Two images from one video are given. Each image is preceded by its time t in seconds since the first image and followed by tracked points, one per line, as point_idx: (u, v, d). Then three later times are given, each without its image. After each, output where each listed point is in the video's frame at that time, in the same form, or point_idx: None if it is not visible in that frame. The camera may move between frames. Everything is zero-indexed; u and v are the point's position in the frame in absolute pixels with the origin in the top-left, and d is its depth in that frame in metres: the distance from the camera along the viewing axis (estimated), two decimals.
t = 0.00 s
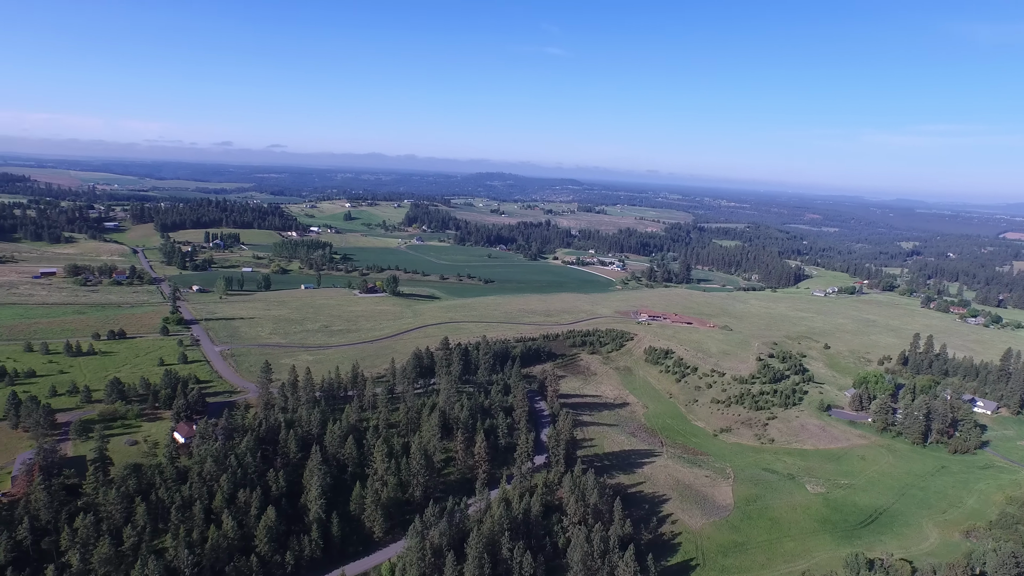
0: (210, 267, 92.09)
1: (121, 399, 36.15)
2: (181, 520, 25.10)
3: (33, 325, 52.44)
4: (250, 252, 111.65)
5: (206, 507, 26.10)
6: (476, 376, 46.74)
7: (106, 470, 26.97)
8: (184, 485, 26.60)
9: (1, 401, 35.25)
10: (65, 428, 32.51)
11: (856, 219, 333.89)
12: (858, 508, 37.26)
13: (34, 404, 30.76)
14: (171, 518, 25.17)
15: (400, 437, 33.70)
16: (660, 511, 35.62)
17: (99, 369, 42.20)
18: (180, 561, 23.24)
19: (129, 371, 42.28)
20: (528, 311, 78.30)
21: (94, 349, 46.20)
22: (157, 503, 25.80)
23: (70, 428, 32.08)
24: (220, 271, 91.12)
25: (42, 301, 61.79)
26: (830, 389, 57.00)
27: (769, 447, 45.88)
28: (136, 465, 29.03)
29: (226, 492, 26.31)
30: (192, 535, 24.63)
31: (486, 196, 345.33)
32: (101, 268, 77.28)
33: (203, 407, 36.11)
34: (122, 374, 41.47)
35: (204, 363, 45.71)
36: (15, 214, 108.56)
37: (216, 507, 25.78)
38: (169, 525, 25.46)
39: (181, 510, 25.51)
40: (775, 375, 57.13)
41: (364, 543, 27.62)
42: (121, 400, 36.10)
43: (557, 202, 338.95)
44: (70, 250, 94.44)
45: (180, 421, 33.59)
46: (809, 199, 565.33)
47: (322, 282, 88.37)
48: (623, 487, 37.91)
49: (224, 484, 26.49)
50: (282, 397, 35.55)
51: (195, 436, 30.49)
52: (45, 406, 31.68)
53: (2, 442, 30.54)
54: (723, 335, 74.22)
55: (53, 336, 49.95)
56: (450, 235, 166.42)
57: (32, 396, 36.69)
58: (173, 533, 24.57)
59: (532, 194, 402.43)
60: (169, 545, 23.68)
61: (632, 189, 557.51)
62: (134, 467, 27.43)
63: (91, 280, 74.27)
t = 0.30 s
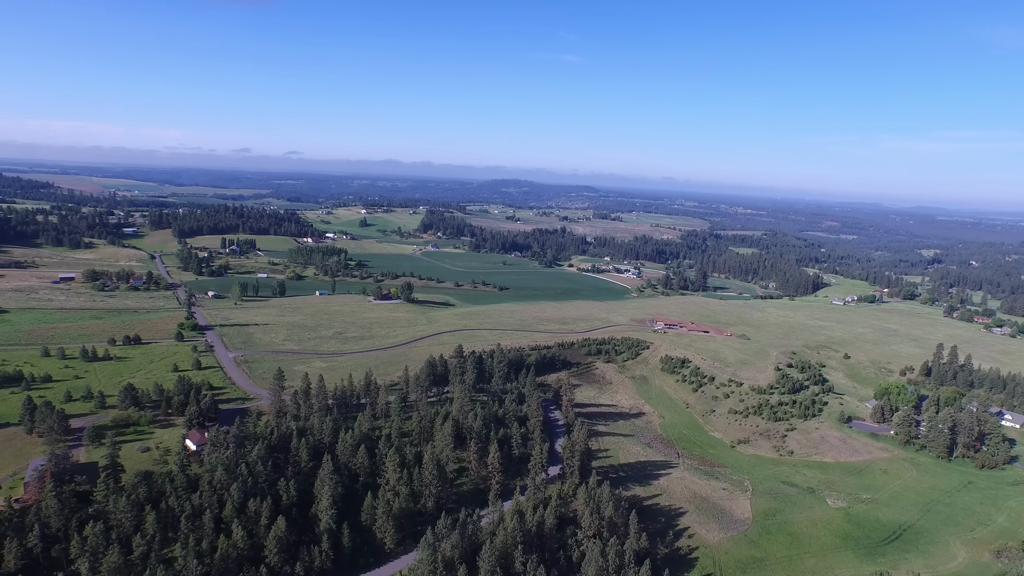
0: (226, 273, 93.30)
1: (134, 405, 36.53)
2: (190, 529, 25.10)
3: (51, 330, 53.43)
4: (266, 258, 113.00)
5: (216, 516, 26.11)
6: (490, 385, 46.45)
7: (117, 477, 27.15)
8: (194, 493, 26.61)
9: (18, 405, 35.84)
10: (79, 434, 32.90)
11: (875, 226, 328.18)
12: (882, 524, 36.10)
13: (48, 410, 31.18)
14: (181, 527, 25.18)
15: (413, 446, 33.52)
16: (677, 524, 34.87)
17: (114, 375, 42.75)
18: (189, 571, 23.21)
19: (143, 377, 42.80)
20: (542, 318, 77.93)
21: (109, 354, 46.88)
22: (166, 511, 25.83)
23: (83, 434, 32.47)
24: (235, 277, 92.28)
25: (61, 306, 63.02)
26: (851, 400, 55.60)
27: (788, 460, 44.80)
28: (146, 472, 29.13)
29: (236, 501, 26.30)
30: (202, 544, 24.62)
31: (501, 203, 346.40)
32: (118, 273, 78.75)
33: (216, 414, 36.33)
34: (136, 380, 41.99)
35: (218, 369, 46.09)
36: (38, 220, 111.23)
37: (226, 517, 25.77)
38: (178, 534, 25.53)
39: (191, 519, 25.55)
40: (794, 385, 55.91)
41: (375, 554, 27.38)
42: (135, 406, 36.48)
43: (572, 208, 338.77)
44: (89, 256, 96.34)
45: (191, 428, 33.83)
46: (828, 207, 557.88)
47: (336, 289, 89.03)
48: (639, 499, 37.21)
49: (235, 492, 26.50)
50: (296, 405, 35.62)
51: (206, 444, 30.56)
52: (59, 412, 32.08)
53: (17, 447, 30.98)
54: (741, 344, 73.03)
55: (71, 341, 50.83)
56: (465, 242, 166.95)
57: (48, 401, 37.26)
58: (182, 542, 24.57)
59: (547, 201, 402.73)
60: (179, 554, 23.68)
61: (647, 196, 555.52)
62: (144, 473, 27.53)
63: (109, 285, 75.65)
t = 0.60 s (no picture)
0: (239, 278, 94.26)
1: (144, 410, 36.75)
2: (196, 538, 25.02)
3: (65, 333, 54.17)
4: (279, 262, 114.03)
5: (222, 524, 26.05)
6: (501, 393, 46.17)
7: (125, 483, 27.19)
8: (201, 501, 26.56)
9: (30, 409, 36.24)
10: (89, 438, 33.13)
11: (892, 235, 323.13)
12: (903, 541, 35.04)
13: (58, 414, 31.43)
14: (187, 535, 25.09)
15: (423, 455, 33.34)
16: (691, 538, 34.19)
17: (125, 379, 43.16)
18: None
19: (153, 382, 43.08)
20: (555, 326, 77.52)
21: (121, 358, 47.36)
22: (172, 519, 25.76)
23: (93, 439, 32.65)
24: (248, 281, 93.17)
25: (76, 309, 63.92)
26: (869, 412, 54.34)
27: (805, 473, 43.79)
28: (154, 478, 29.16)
29: (243, 510, 26.25)
30: (207, 553, 24.54)
31: (514, 209, 347.07)
32: (132, 277, 79.82)
33: (225, 419, 36.48)
34: (146, 384, 42.30)
35: (228, 374, 46.37)
36: (56, 223, 113.35)
37: (233, 526, 25.70)
38: (184, 542, 25.46)
39: (197, 528, 25.49)
40: (810, 396, 54.80)
41: (383, 565, 27.12)
42: (144, 411, 36.71)
43: (585, 215, 338.25)
44: (105, 259, 97.87)
45: (200, 434, 34.01)
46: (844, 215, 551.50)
47: (348, 294, 89.50)
48: (652, 511, 36.56)
49: (242, 501, 26.45)
50: (305, 412, 35.62)
51: (213, 450, 30.54)
52: (69, 416, 32.33)
53: (28, 451, 31.27)
54: (756, 354, 71.88)
55: (84, 344, 51.47)
56: (478, 248, 167.32)
57: (59, 405, 37.62)
58: (188, 550, 24.49)
59: (560, 207, 402.63)
60: (185, 563, 23.59)
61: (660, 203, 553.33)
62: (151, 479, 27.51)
63: (123, 288, 76.68)
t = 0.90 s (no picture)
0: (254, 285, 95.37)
1: (156, 418, 37.02)
2: (206, 550, 24.96)
3: (82, 340, 55.05)
4: (294, 270, 115.17)
5: (232, 536, 25.97)
6: (515, 403, 45.78)
7: (135, 493, 27.24)
8: (211, 512, 26.53)
9: (44, 416, 36.73)
10: (100, 446, 33.43)
11: (911, 242, 317.47)
12: (930, 558, 33.78)
13: (71, 422, 31.78)
14: (196, 547, 25.02)
15: (435, 467, 33.06)
16: (708, 553, 33.34)
17: (138, 387, 43.58)
18: None
19: (166, 390, 43.45)
20: (569, 334, 77.00)
21: (134, 365, 47.94)
22: (181, 530, 25.69)
23: (104, 447, 32.90)
24: (262, 288, 94.21)
25: (93, 316, 65.02)
26: (891, 423, 52.84)
27: (826, 486, 42.60)
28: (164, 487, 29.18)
29: (253, 521, 26.17)
30: (216, 566, 24.45)
31: (527, 216, 347.76)
32: (148, 284, 81.13)
33: (236, 428, 36.57)
34: (158, 392, 42.69)
35: (241, 382, 46.62)
36: (76, 231, 115.85)
37: (242, 537, 25.63)
38: (192, 554, 25.39)
39: (206, 539, 25.42)
40: (831, 407, 53.47)
41: None
42: (156, 419, 36.98)
43: (599, 222, 337.32)
44: (123, 266, 99.62)
45: (212, 443, 34.10)
46: (862, 222, 543.22)
47: (362, 301, 89.99)
48: (668, 525, 35.78)
49: (252, 512, 26.38)
50: (318, 421, 35.56)
51: (224, 460, 30.51)
52: (81, 424, 32.65)
53: (41, 460, 31.64)
54: (773, 363, 70.51)
55: (99, 351, 52.25)
56: (492, 255, 167.54)
57: (73, 413, 38.09)
58: (197, 562, 24.43)
59: (574, 214, 402.27)
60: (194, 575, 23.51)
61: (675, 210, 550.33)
62: (161, 490, 27.50)
63: (139, 295, 77.93)
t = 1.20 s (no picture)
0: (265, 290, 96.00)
1: (163, 424, 37.14)
2: (210, 560, 24.83)
3: (92, 345, 55.64)
4: (304, 276, 115.82)
5: (237, 546, 25.85)
6: (526, 412, 45.37)
7: (140, 501, 27.28)
8: (216, 522, 26.42)
9: (52, 422, 37.02)
10: (107, 453, 33.56)
11: (925, 250, 313.20)
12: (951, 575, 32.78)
13: (78, 429, 31.94)
14: (200, 557, 24.88)
15: (444, 476, 32.78)
16: (722, 568, 32.62)
17: (147, 393, 43.79)
18: None
19: (174, 396, 43.63)
20: (580, 342, 76.52)
21: (143, 371, 48.30)
22: (186, 540, 25.57)
23: (110, 454, 33.00)
24: (273, 294, 94.82)
25: (104, 321, 65.75)
26: (909, 435, 51.59)
27: (842, 499, 41.62)
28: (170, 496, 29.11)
29: (258, 532, 26.02)
30: None
31: (538, 223, 347.74)
32: (159, 290, 82.04)
33: (243, 436, 36.56)
34: (167, 399, 42.89)
35: (249, 389, 46.73)
36: (90, 236, 117.49)
37: (247, 548, 25.50)
38: (196, 564, 25.22)
39: (211, 550, 25.28)
40: (847, 418, 52.38)
41: None
42: (164, 426, 37.10)
43: (609, 229, 336.45)
44: (135, 272, 100.77)
45: (218, 451, 34.09)
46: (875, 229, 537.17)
47: (372, 308, 90.20)
48: (681, 538, 35.08)
49: (257, 523, 26.25)
50: (326, 429, 35.47)
51: (230, 469, 30.39)
52: (88, 431, 32.80)
53: (47, 466, 31.83)
54: (787, 372, 69.43)
55: (109, 357, 52.73)
56: (503, 262, 167.54)
57: (81, 419, 38.36)
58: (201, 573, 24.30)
59: (584, 221, 402.12)
60: None
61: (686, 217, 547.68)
62: (166, 498, 27.45)
63: (150, 300, 78.76)
